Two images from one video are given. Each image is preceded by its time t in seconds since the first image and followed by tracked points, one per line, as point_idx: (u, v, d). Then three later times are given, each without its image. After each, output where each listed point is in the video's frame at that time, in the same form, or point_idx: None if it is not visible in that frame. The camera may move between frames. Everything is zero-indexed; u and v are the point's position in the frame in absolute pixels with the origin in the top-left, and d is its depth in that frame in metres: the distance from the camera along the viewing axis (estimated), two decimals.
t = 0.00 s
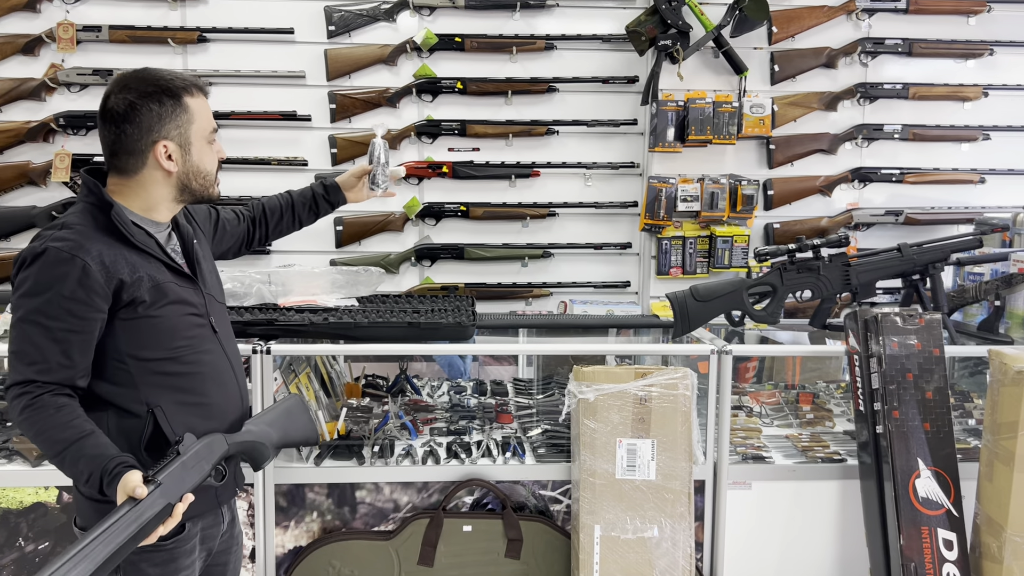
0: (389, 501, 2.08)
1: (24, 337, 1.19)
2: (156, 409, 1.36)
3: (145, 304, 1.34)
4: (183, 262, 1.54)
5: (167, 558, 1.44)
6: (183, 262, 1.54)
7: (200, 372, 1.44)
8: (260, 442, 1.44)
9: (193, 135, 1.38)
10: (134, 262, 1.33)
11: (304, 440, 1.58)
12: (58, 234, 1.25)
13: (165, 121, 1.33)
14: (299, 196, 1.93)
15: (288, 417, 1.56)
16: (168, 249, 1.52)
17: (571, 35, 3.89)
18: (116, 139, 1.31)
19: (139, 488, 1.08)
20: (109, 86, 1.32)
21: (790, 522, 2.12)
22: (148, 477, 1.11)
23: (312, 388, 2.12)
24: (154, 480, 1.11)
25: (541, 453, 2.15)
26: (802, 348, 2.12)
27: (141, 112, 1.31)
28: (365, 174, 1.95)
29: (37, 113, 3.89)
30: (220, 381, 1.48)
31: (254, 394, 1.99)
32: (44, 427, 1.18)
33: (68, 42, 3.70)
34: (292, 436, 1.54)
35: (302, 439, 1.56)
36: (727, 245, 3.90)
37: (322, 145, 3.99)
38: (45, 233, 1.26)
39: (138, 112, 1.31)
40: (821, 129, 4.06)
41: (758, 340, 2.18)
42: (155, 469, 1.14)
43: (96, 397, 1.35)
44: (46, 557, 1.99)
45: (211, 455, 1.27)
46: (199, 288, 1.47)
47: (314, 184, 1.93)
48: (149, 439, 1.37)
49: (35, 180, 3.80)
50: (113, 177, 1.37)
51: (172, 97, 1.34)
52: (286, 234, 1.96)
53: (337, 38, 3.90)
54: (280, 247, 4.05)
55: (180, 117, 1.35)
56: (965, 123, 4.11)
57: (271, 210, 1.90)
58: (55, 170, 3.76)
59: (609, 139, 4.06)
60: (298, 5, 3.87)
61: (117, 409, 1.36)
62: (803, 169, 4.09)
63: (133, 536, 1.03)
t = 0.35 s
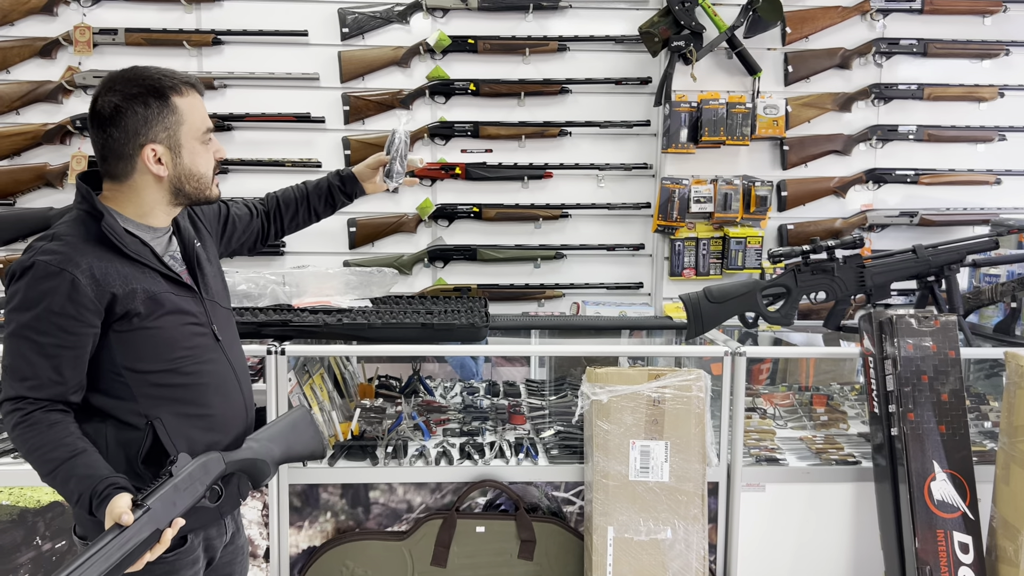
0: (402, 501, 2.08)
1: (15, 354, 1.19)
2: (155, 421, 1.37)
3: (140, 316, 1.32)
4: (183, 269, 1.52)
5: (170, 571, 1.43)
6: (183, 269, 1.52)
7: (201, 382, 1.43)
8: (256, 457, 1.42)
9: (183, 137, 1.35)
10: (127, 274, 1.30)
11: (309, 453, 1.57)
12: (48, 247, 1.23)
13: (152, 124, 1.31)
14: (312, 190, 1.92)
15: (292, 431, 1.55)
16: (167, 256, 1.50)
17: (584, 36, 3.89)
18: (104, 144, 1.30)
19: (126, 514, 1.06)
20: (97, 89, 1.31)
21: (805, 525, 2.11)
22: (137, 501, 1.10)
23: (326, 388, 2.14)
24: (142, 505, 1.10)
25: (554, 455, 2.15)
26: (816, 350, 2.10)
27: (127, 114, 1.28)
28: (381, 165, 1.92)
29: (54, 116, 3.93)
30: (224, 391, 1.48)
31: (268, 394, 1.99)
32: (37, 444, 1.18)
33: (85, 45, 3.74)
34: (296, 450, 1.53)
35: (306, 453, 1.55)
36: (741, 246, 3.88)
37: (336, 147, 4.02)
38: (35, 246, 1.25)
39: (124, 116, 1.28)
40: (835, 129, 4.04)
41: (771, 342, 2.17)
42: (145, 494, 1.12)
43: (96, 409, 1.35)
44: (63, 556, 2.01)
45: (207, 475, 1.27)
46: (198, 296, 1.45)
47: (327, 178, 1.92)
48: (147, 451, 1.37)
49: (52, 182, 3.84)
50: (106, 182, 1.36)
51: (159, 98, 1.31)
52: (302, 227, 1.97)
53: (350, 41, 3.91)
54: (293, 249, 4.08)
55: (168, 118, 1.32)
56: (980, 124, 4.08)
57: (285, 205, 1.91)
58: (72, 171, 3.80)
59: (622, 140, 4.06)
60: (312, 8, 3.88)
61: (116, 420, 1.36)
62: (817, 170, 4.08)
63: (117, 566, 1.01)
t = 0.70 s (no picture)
0: (414, 501, 2.09)
1: (20, 359, 1.19)
2: (161, 427, 1.36)
3: (146, 321, 1.32)
4: (191, 272, 1.52)
5: None
6: (192, 273, 1.52)
7: (208, 388, 1.42)
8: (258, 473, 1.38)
9: (187, 138, 1.35)
10: (132, 279, 1.30)
11: (315, 470, 1.53)
12: (53, 251, 1.23)
13: (155, 126, 1.31)
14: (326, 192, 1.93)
15: (298, 447, 1.52)
16: (175, 260, 1.50)
17: (596, 37, 3.89)
18: (109, 146, 1.30)
19: (127, 522, 1.06)
20: (103, 90, 1.32)
21: (819, 526, 2.11)
22: (139, 510, 1.09)
23: (338, 389, 2.14)
24: (144, 513, 1.09)
25: (566, 456, 2.15)
26: (829, 351, 2.09)
27: (131, 115, 1.29)
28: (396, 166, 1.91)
29: (68, 117, 3.96)
30: (233, 397, 1.47)
31: (280, 393, 2.00)
32: (40, 451, 1.17)
33: (100, 46, 3.77)
34: (302, 466, 1.50)
35: (312, 469, 1.52)
36: (753, 247, 3.88)
37: (348, 148, 4.03)
38: (40, 250, 1.25)
39: (127, 117, 1.29)
40: (848, 129, 4.03)
41: (785, 343, 2.16)
42: (147, 503, 1.11)
43: (104, 415, 1.36)
44: (78, 554, 2.01)
45: (210, 486, 1.26)
46: (205, 301, 1.45)
47: (341, 181, 1.92)
48: (153, 458, 1.37)
49: (67, 182, 3.87)
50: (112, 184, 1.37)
51: (163, 98, 1.31)
52: (316, 230, 1.97)
53: (362, 42, 3.92)
54: (305, 249, 4.09)
55: (172, 119, 1.32)
56: (995, 124, 4.05)
57: (299, 207, 1.91)
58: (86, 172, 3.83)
59: (633, 141, 4.05)
60: (324, 9, 3.90)
61: (123, 426, 1.37)
62: (830, 170, 4.07)
63: (117, 572, 1.01)
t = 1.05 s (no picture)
0: (423, 502, 2.09)
1: (25, 362, 1.18)
2: (165, 430, 1.36)
3: (151, 323, 1.33)
4: (196, 274, 1.52)
5: None
6: (197, 275, 1.52)
7: (213, 391, 1.42)
8: (266, 472, 1.39)
9: (191, 138, 1.34)
10: (138, 282, 1.31)
11: (321, 469, 1.54)
12: (58, 253, 1.23)
13: (158, 126, 1.30)
14: (334, 197, 1.93)
15: (304, 448, 1.53)
16: (181, 262, 1.50)
17: (605, 36, 3.88)
18: (113, 146, 1.30)
19: (133, 527, 1.05)
20: (106, 89, 1.31)
21: (829, 528, 2.10)
22: (146, 514, 1.10)
23: (347, 388, 2.15)
24: (151, 518, 1.09)
25: (575, 456, 2.15)
26: (840, 351, 2.08)
27: (134, 115, 1.29)
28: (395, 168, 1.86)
29: (79, 118, 3.98)
30: (238, 400, 1.47)
31: (289, 393, 2.00)
32: (45, 454, 1.17)
33: (110, 47, 3.79)
34: (308, 466, 1.51)
35: (318, 469, 1.53)
36: (763, 247, 3.88)
37: (357, 148, 4.04)
38: (45, 251, 1.25)
39: (131, 117, 1.29)
40: (858, 129, 4.01)
41: (795, 343, 2.15)
42: (154, 507, 1.12)
43: (108, 418, 1.35)
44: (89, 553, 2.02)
45: (217, 489, 1.26)
46: (210, 303, 1.45)
47: (349, 185, 1.92)
48: (157, 462, 1.36)
49: (78, 183, 3.89)
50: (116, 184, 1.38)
51: (166, 97, 1.31)
52: (324, 234, 1.97)
53: (371, 42, 3.92)
54: (315, 249, 4.10)
55: (175, 118, 1.32)
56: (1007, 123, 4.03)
57: (307, 211, 1.92)
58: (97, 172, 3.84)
59: (643, 141, 4.05)
60: (334, 9, 3.91)
61: (127, 429, 1.36)
62: (840, 170, 4.05)
63: None
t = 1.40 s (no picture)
0: (430, 501, 2.09)
1: (27, 364, 1.18)
2: (167, 432, 1.36)
3: (152, 326, 1.33)
4: (198, 276, 1.52)
5: None
6: (199, 276, 1.52)
7: (215, 393, 1.42)
8: (270, 470, 1.39)
9: (191, 139, 1.34)
10: (139, 284, 1.31)
11: (327, 464, 1.54)
12: (58, 255, 1.23)
13: (159, 126, 1.31)
14: (337, 198, 1.93)
15: (309, 443, 1.53)
16: (182, 263, 1.50)
17: (611, 36, 3.88)
18: (113, 147, 1.31)
19: (135, 531, 1.05)
20: (107, 89, 1.31)
21: (837, 528, 2.09)
22: (147, 517, 1.09)
23: (354, 388, 2.17)
24: (152, 521, 1.09)
25: (581, 456, 2.14)
26: (847, 351, 2.07)
27: (134, 116, 1.29)
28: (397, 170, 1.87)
29: (86, 118, 3.99)
30: (240, 402, 1.47)
31: (296, 394, 2.00)
32: (46, 456, 1.17)
33: (117, 49, 3.81)
34: (314, 462, 1.51)
35: (323, 465, 1.52)
36: (770, 247, 3.87)
37: (363, 148, 4.04)
38: (45, 253, 1.25)
39: (132, 118, 1.29)
40: (866, 129, 4.00)
41: (802, 343, 2.15)
42: (157, 510, 1.12)
43: (110, 420, 1.35)
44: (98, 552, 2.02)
45: (220, 489, 1.26)
46: (211, 305, 1.46)
47: (353, 187, 1.92)
48: (158, 464, 1.36)
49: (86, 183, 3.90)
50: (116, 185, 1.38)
51: (166, 98, 1.31)
52: (328, 235, 1.97)
53: (378, 42, 3.93)
54: (321, 250, 4.11)
55: (176, 119, 1.32)
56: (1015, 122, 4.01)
57: (311, 212, 1.92)
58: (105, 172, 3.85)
59: (649, 140, 4.04)
60: (340, 10, 3.91)
61: (128, 431, 1.36)
62: (848, 169, 4.04)
63: None
